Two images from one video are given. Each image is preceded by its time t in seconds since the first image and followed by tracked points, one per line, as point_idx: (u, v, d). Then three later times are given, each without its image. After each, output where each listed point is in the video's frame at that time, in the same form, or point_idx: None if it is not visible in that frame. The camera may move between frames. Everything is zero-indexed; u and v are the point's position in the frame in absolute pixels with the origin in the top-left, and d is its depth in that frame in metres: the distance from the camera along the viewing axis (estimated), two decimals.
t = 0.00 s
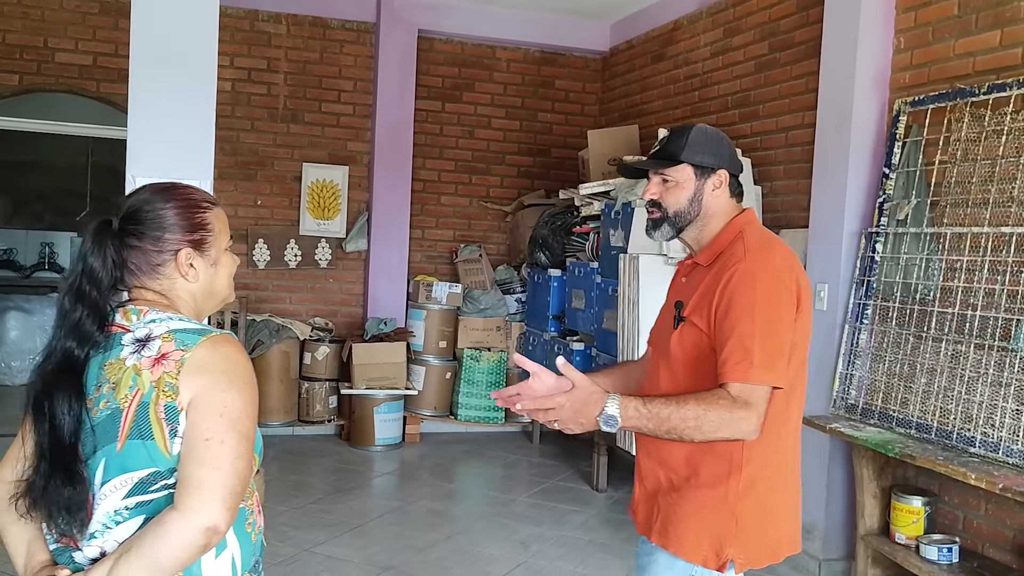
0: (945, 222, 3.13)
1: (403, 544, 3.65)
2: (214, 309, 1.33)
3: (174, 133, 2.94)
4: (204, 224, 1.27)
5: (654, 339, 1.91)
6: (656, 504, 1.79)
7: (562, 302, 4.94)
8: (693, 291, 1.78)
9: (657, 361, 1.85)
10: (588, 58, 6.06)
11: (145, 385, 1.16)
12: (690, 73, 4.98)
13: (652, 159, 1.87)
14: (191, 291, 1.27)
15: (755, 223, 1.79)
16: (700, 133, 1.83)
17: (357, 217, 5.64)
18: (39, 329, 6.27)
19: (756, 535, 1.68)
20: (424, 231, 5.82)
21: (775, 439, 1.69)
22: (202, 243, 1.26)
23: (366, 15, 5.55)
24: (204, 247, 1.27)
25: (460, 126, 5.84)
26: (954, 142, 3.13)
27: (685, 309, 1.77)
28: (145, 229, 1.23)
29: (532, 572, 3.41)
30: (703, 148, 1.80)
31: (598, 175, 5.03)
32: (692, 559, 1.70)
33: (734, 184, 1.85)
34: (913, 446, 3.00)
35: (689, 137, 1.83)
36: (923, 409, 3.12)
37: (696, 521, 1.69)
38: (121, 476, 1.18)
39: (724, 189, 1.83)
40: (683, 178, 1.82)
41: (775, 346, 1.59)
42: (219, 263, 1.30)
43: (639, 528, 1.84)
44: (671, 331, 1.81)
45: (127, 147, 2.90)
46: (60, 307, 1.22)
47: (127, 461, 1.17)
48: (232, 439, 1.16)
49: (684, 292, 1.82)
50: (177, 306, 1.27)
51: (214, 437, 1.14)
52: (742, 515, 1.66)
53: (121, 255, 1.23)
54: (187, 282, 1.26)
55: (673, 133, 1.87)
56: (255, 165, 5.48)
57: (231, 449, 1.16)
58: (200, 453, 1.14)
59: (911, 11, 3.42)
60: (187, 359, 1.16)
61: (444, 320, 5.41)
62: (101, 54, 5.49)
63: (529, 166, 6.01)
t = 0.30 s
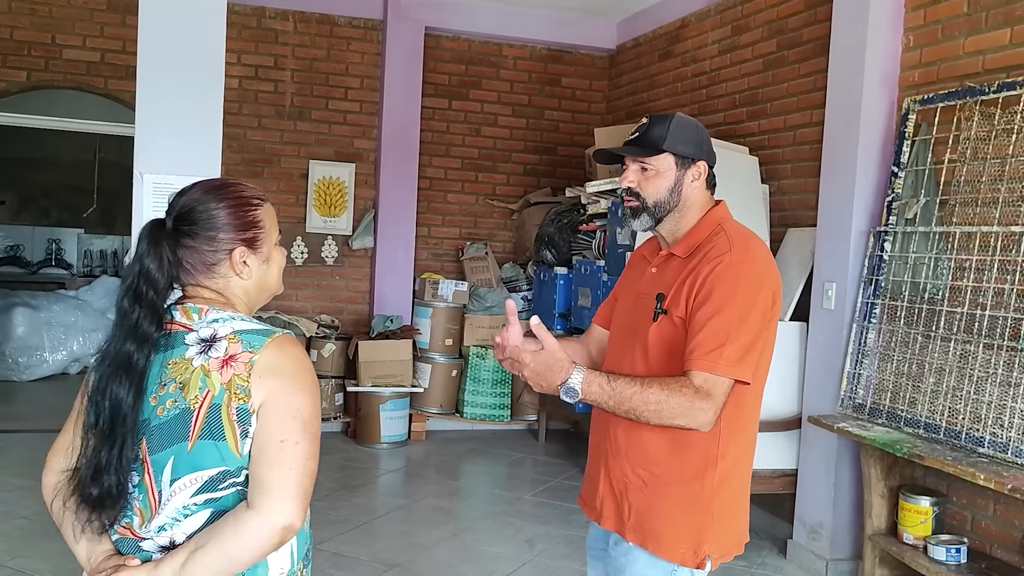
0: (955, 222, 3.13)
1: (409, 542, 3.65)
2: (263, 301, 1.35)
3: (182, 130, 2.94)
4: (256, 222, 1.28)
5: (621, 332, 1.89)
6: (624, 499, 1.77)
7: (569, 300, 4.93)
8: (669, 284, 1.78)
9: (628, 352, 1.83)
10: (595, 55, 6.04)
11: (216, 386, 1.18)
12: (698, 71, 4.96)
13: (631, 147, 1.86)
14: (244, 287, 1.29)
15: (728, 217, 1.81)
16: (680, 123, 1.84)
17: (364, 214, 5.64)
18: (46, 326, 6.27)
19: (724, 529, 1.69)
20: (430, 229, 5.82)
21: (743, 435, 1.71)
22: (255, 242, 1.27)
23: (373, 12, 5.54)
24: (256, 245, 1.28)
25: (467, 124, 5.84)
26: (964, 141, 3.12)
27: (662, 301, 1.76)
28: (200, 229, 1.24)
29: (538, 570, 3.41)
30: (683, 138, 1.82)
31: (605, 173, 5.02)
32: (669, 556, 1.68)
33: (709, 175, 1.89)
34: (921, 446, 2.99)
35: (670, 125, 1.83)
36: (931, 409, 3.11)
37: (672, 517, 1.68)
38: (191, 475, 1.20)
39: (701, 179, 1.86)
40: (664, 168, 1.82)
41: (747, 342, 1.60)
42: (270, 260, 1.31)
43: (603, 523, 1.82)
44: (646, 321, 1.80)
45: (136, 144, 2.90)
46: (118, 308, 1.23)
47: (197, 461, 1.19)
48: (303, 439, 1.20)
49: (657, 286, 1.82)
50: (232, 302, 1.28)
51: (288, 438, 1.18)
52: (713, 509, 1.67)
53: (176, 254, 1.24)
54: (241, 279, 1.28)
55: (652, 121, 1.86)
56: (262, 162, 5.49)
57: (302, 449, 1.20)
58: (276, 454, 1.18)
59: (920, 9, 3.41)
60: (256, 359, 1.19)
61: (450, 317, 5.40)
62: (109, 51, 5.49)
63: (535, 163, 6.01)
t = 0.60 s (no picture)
0: (971, 221, 3.09)
1: (420, 540, 3.63)
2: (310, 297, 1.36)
3: (194, 125, 2.93)
4: (300, 218, 1.29)
5: (618, 325, 1.85)
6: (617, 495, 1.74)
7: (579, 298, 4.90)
8: (674, 280, 1.73)
9: (626, 346, 1.79)
10: (606, 53, 6.02)
11: (251, 389, 1.20)
12: (710, 68, 4.93)
13: (642, 134, 1.85)
14: (291, 284, 1.30)
15: (730, 212, 1.80)
16: (693, 114, 1.85)
17: (374, 212, 5.63)
18: (56, 323, 6.28)
19: (716, 528, 1.68)
20: (440, 226, 5.81)
21: (740, 435, 1.70)
22: (301, 238, 1.29)
23: (383, 9, 5.52)
24: (301, 241, 1.29)
25: (477, 121, 5.82)
26: (981, 139, 3.08)
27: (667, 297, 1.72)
28: (246, 226, 1.26)
29: (549, 570, 3.39)
30: (697, 130, 1.82)
31: (616, 170, 4.99)
32: (662, 554, 1.66)
33: (719, 172, 1.88)
34: (937, 447, 2.96)
35: (683, 115, 1.83)
36: (948, 409, 3.08)
37: (667, 515, 1.67)
38: (229, 475, 1.22)
39: (711, 174, 1.86)
40: (675, 158, 1.82)
41: (756, 344, 1.57)
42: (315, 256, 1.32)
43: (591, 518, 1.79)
44: (646, 315, 1.76)
45: (148, 140, 2.90)
46: (172, 305, 1.28)
47: (233, 461, 1.22)
48: (336, 442, 1.18)
49: (659, 280, 1.77)
50: (278, 298, 1.30)
51: (320, 441, 1.17)
52: (706, 507, 1.66)
53: (224, 251, 1.27)
54: (287, 276, 1.30)
55: (664, 110, 1.86)
56: (273, 159, 5.49)
57: (337, 452, 1.18)
58: (310, 457, 1.16)
59: (937, 5, 3.37)
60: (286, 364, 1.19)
61: (460, 315, 5.40)
62: (120, 48, 5.50)
63: (545, 161, 5.99)
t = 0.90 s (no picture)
0: (995, 220, 3.05)
1: (435, 541, 3.62)
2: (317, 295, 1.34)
3: (212, 123, 2.92)
4: (306, 214, 1.27)
5: (621, 325, 1.81)
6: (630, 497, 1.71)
7: (594, 297, 4.87)
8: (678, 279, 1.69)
9: (632, 348, 1.75)
10: (621, 50, 5.98)
11: (230, 386, 1.21)
12: (728, 65, 4.89)
13: (630, 136, 1.80)
14: (298, 280, 1.29)
15: (724, 208, 1.76)
16: (681, 111, 1.80)
17: (388, 210, 5.61)
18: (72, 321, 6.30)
19: (729, 525, 1.67)
20: (455, 225, 5.79)
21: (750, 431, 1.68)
22: (306, 233, 1.27)
23: (399, 7, 5.51)
24: (307, 237, 1.28)
25: (492, 119, 5.80)
26: (1006, 137, 3.04)
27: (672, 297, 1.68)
28: (251, 221, 1.25)
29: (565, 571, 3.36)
30: (684, 128, 1.78)
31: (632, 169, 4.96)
32: (674, 554, 1.64)
33: (709, 168, 1.85)
34: (960, 449, 2.92)
35: (670, 113, 1.79)
36: (971, 411, 3.03)
37: (674, 514, 1.65)
38: (215, 471, 1.26)
39: (701, 171, 1.82)
40: (663, 158, 1.78)
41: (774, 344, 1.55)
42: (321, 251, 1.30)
43: (602, 520, 1.76)
44: (651, 315, 1.72)
45: (165, 138, 2.89)
46: (181, 300, 1.28)
47: (218, 458, 1.25)
48: (302, 442, 1.13)
49: (663, 280, 1.73)
50: (284, 294, 1.28)
51: (288, 441, 1.13)
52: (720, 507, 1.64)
53: (229, 246, 1.26)
54: (291, 272, 1.28)
55: (651, 108, 1.82)
56: (288, 158, 5.49)
57: (303, 452, 1.13)
58: (276, 457, 1.13)
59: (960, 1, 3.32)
60: (263, 365, 1.18)
61: (474, 314, 5.36)
62: (136, 46, 5.51)
63: (560, 159, 5.96)
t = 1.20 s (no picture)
0: None
1: (455, 542, 3.60)
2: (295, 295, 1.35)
3: (232, 122, 2.91)
4: (278, 215, 1.28)
5: (620, 322, 1.77)
6: (636, 495, 1.67)
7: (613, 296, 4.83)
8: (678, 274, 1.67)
9: (633, 345, 1.71)
10: (639, 48, 5.95)
11: (178, 382, 1.24)
12: (748, 63, 4.85)
13: (624, 133, 1.74)
14: (269, 280, 1.30)
15: (719, 205, 1.74)
16: (674, 108, 1.75)
17: (405, 210, 5.60)
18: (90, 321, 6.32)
19: (734, 517, 1.65)
20: (473, 224, 5.77)
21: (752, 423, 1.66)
22: (278, 234, 1.28)
23: (416, 5, 5.50)
24: (279, 237, 1.28)
25: (510, 118, 5.77)
26: None
27: (673, 293, 1.65)
28: (221, 221, 1.27)
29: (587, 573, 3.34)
30: (677, 124, 1.73)
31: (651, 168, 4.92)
32: (685, 551, 1.60)
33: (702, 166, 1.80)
34: (991, 451, 2.87)
35: (664, 110, 1.74)
36: (1001, 412, 2.99)
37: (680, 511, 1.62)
38: (167, 466, 1.30)
39: (695, 168, 1.77)
40: (659, 155, 1.73)
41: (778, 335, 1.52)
42: (294, 251, 1.31)
43: (607, 521, 1.72)
44: (653, 311, 1.68)
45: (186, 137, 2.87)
46: (153, 295, 1.34)
47: (169, 453, 1.29)
48: (226, 443, 1.14)
49: (662, 275, 1.70)
50: (254, 294, 1.30)
51: (209, 440, 1.14)
52: (724, 500, 1.62)
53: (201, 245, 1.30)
54: (263, 271, 1.29)
55: (645, 105, 1.76)
56: (306, 158, 5.47)
57: (225, 453, 1.14)
58: (200, 457, 1.14)
59: None
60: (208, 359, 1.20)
61: (492, 313, 5.32)
62: (154, 46, 5.52)
63: (579, 158, 5.92)
